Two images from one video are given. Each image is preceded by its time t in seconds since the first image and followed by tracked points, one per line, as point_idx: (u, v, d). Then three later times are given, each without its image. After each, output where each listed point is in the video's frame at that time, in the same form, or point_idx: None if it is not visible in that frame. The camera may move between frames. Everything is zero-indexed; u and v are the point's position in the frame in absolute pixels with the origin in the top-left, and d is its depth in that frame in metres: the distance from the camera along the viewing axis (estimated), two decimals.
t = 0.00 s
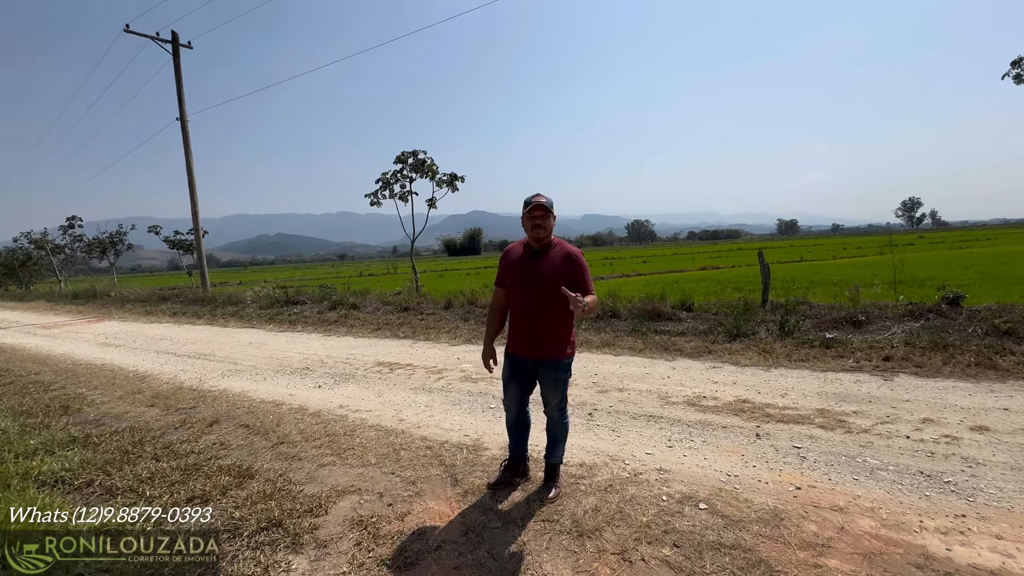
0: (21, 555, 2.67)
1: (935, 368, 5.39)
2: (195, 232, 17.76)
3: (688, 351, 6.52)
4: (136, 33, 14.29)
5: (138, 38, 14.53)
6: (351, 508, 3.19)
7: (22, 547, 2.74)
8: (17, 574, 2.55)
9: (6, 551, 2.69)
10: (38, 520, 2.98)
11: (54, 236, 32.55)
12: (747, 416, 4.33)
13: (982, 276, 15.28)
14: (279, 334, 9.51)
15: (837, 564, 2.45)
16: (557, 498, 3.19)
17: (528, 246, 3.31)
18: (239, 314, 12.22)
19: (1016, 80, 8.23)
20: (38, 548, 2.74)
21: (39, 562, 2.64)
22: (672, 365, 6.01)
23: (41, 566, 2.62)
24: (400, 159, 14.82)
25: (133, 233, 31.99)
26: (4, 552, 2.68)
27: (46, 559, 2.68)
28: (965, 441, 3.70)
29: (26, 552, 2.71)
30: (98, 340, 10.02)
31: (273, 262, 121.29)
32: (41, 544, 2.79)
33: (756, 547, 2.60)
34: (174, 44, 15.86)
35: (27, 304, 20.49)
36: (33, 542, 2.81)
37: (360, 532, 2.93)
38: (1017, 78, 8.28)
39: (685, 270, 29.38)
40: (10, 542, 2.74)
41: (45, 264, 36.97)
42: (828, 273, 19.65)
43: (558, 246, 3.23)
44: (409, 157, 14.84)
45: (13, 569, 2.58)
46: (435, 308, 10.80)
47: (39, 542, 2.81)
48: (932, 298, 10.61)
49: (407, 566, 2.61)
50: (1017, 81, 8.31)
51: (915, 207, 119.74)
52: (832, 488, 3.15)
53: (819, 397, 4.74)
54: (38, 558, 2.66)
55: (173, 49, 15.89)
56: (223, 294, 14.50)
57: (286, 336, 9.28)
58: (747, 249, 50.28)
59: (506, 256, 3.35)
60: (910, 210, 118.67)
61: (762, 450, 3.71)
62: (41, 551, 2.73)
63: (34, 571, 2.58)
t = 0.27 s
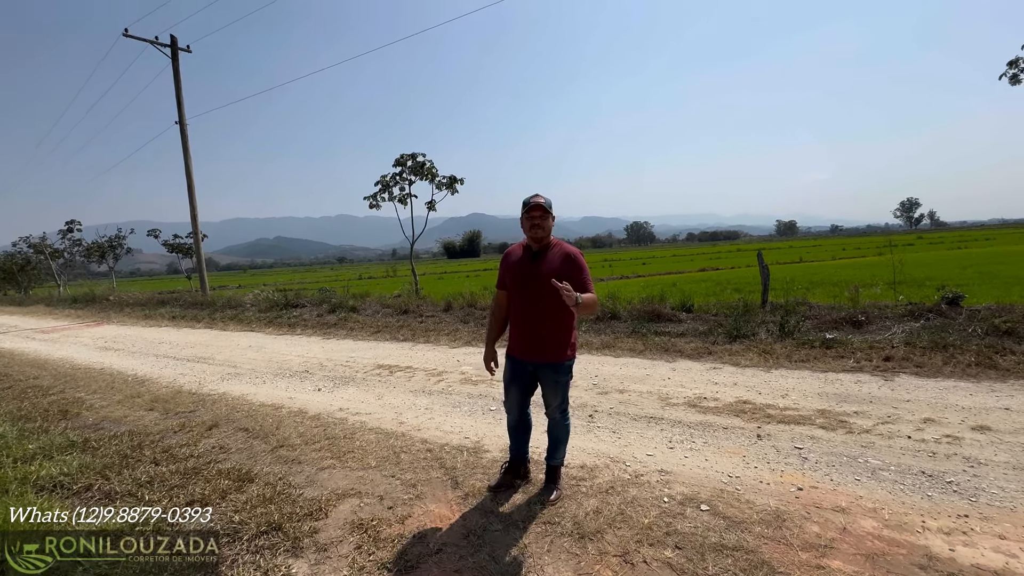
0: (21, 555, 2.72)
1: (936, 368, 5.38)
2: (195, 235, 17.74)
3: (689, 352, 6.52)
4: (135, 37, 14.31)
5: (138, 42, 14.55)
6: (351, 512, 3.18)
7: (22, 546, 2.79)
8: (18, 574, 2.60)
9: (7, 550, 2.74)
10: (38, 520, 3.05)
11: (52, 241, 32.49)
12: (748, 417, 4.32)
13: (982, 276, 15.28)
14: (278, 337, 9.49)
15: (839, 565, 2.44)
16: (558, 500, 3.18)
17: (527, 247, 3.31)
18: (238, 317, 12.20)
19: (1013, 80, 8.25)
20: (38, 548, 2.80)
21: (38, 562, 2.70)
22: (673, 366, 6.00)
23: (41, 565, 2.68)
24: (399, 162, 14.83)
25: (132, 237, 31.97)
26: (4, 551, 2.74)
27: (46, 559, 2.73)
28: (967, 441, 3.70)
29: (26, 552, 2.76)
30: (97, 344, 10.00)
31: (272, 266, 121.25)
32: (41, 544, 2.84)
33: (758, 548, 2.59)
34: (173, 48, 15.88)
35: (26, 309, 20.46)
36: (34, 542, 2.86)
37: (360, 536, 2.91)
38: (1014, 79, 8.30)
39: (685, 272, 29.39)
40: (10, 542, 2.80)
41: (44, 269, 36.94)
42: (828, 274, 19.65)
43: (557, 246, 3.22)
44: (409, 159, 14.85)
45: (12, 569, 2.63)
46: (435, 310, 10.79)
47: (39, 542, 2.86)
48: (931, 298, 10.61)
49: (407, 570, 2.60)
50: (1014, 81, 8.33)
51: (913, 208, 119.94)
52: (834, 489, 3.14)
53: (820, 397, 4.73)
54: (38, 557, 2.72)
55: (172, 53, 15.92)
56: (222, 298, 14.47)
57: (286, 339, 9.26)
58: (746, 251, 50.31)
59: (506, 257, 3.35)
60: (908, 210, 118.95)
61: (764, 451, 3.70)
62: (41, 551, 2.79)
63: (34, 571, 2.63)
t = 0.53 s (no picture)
0: (21, 555, 2.76)
1: (937, 370, 5.37)
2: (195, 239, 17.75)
3: (689, 355, 6.51)
4: (135, 41, 14.34)
5: (138, 45, 14.58)
6: (352, 516, 3.17)
7: (22, 547, 2.83)
8: (18, 574, 2.65)
9: (8, 550, 2.79)
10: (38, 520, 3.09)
11: (53, 244, 32.50)
12: (749, 420, 4.31)
13: (982, 277, 15.27)
14: (279, 341, 9.48)
15: (842, 568, 2.43)
16: (560, 504, 3.17)
17: (526, 251, 3.31)
18: (238, 320, 12.19)
19: (1013, 82, 8.26)
20: (38, 548, 2.84)
21: (38, 562, 2.73)
22: (673, 368, 5.99)
23: (41, 565, 2.72)
24: (399, 165, 14.85)
25: (132, 240, 31.97)
26: (5, 551, 2.78)
27: (46, 559, 2.77)
28: (969, 443, 3.69)
29: (26, 552, 2.81)
30: (97, 348, 9.99)
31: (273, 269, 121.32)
32: (41, 544, 2.88)
33: (760, 552, 2.58)
34: (173, 52, 15.92)
35: (26, 313, 20.46)
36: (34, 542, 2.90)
37: (361, 541, 2.90)
38: (1014, 80, 8.30)
39: (685, 274, 29.37)
40: (11, 542, 2.85)
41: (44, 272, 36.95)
42: (828, 275, 19.63)
43: (556, 249, 3.22)
44: (409, 162, 14.86)
45: (13, 569, 2.68)
46: (435, 313, 10.78)
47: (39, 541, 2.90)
48: (932, 299, 10.59)
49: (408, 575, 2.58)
50: (1014, 82, 8.33)
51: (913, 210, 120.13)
52: (836, 492, 3.13)
53: (821, 399, 4.72)
54: (39, 558, 2.76)
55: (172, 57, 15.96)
56: (222, 301, 14.47)
57: (286, 342, 9.25)
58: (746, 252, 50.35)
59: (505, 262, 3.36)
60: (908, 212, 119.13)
61: (765, 453, 3.68)
62: (41, 552, 2.82)
63: (34, 571, 2.68)
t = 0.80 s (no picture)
0: (21, 555, 2.77)
1: (940, 372, 5.36)
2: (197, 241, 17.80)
3: (691, 357, 6.50)
4: (139, 44, 14.41)
5: (142, 49, 14.65)
6: (354, 519, 3.16)
7: (22, 547, 2.84)
8: (18, 574, 2.65)
9: (8, 550, 2.80)
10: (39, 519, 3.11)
11: (56, 247, 32.63)
12: (752, 422, 4.30)
13: (985, 279, 15.23)
14: (280, 343, 9.49)
15: (845, 572, 2.43)
16: (561, 507, 3.17)
17: (528, 254, 3.31)
18: (240, 322, 12.21)
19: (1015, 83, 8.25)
20: (38, 548, 2.85)
21: (39, 562, 2.74)
22: (675, 371, 5.98)
23: (41, 565, 2.72)
24: (400, 167, 14.87)
25: (135, 243, 32.07)
26: (5, 550, 2.79)
27: (46, 558, 2.78)
28: (972, 446, 3.67)
29: (26, 552, 2.82)
30: (99, 350, 10.01)
31: (274, 271, 121.52)
32: (41, 544, 2.89)
33: (763, 556, 2.57)
34: (176, 55, 15.98)
35: (28, 315, 20.53)
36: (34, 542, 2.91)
37: (363, 544, 2.90)
38: (1016, 81, 8.29)
39: (686, 276, 29.33)
40: (12, 541, 2.86)
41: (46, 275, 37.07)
42: (830, 277, 19.58)
43: (558, 251, 3.22)
44: (410, 165, 14.89)
45: (13, 569, 2.68)
46: (436, 315, 10.79)
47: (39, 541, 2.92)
48: (935, 301, 10.57)
49: None
50: (1016, 84, 8.31)
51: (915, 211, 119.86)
52: (839, 495, 3.12)
53: (824, 402, 4.71)
54: (39, 558, 2.77)
55: (175, 60, 16.03)
56: (225, 303, 14.50)
57: (288, 345, 9.26)
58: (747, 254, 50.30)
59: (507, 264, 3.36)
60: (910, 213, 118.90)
61: (768, 456, 3.68)
62: (41, 551, 2.83)
63: (34, 571, 2.68)
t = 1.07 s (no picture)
0: (21, 555, 2.78)
1: (947, 375, 5.32)
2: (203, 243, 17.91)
3: (696, 359, 6.48)
4: (146, 48, 14.54)
5: (149, 53, 14.77)
6: (358, 521, 3.17)
7: (22, 547, 2.85)
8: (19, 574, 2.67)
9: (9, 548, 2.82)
10: (40, 521, 3.14)
11: (63, 248, 32.91)
12: (757, 425, 4.28)
13: (993, 282, 15.11)
14: (285, 345, 9.52)
15: None
16: (565, 510, 3.16)
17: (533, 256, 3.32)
18: (245, 324, 12.27)
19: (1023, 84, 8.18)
20: (38, 548, 2.86)
21: (39, 562, 2.76)
22: (679, 373, 5.96)
23: (41, 565, 2.74)
24: (405, 169, 14.92)
25: (141, 244, 32.29)
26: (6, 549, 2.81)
27: (46, 559, 2.79)
28: (980, 450, 3.64)
29: (27, 550, 2.84)
30: (105, 351, 10.08)
31: (279, 273, 122.04)
32: (41, 544, 2.90)
33: (768, 560, 2.56)
34: (183, 58, 16.10)
35: (36, 316, 20.70)
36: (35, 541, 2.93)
37: (367, 545, 2.91)
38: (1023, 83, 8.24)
39: (690, 278, 29.26)
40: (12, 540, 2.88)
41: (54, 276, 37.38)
42: (835, 280, 19.47)
43: (563, 254, 3.22)
44: (415, 167, 14.93)
45: (13, 567, 2.70)
46: (440, 317, 10.81)
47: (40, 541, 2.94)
48: (942, 304, 10.50)
49: None
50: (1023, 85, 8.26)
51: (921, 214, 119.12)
52: (845, 499, 3.10)
53: (829, 405, 4.68)
54: (38, 558, 2.78)
55: (182, 64, 16.15)
56: (230, 305, 14.57)
57: (292, 346, 9.30)
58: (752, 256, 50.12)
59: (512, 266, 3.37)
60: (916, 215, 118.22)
61: (773, 459, 3.66)
62: (41, 551, 2.84)
63: (35, 571, 2.70)
